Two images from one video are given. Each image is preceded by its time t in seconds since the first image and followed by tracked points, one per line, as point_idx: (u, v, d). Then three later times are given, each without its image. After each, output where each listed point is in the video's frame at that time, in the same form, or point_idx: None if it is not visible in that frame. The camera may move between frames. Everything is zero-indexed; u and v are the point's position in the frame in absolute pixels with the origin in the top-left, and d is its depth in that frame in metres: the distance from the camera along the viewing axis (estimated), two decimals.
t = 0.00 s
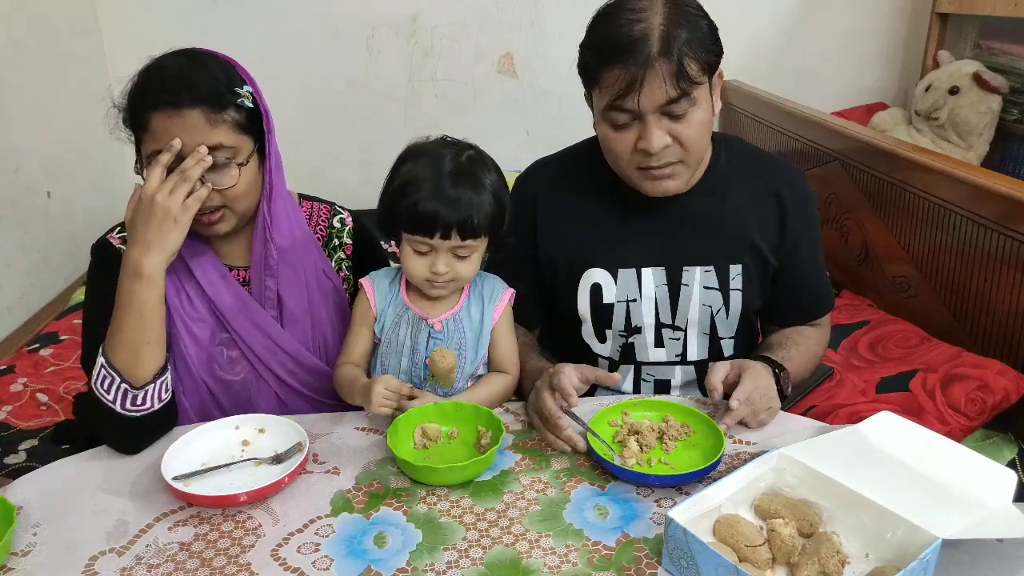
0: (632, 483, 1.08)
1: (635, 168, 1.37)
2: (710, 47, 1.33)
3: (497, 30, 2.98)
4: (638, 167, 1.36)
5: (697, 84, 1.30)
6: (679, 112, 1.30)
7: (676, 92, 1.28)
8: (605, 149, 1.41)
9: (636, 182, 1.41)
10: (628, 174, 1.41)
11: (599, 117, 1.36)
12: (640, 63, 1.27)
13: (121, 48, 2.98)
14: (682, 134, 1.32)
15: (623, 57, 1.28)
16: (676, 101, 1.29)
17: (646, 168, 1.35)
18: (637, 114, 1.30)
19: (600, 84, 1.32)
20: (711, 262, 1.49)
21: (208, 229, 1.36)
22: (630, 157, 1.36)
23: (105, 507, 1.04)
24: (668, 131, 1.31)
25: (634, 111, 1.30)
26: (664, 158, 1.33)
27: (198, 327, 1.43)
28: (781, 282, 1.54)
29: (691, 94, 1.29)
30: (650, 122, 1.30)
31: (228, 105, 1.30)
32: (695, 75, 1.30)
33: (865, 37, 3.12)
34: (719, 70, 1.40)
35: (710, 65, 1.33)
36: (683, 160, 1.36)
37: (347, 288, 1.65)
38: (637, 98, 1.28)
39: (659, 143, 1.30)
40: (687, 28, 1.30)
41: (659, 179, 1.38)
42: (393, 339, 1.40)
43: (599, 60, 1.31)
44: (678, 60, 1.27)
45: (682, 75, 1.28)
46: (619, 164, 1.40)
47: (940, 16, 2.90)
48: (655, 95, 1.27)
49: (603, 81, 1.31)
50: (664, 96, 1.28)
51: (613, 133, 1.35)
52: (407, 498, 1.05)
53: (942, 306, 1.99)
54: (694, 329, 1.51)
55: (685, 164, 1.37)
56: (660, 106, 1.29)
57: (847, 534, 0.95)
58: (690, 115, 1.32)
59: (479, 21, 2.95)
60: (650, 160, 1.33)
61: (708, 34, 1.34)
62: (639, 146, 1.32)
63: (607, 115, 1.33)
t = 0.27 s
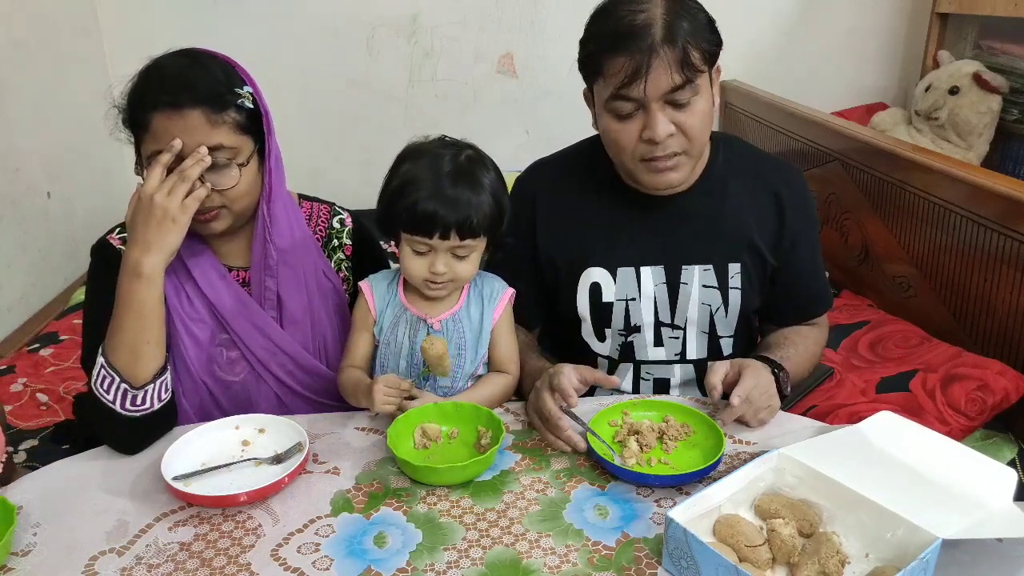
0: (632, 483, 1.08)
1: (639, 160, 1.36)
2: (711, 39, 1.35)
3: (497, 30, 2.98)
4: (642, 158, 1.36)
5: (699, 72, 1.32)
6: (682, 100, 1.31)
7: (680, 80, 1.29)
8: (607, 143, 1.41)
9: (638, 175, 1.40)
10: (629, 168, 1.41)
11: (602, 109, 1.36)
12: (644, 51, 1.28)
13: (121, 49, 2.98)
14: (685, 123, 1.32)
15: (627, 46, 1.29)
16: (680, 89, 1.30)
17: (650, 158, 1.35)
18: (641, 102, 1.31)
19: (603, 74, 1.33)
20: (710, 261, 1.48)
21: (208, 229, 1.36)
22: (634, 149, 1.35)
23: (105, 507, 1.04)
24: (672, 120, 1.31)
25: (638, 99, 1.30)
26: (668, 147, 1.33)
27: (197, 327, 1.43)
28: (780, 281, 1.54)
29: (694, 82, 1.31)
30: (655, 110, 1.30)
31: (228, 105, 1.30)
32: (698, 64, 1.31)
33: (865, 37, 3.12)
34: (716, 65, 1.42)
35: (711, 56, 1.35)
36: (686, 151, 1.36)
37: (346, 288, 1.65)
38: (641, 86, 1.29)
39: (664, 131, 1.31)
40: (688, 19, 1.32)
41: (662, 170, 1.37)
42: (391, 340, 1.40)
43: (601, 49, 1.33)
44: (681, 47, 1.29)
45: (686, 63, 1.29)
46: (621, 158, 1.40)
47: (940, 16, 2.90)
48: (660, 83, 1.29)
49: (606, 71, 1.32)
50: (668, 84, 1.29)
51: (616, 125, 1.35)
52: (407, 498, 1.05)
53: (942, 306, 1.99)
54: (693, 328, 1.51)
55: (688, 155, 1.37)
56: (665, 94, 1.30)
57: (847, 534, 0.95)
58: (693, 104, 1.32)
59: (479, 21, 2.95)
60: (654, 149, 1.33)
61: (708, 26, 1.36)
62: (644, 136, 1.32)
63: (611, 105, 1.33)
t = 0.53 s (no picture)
0: (632, 484, 1.08)
1: (619, 143, 1.38)
2: (699, 28, 1.39)
3: (497, 30, 2.98)
4: (621, 142, 1.38)
5: (680, 59, 1.35)
6: (660, 86, 1.34)
7: (655, 64, 1.33)
8: (594, 129, 1.44)
9: (622, 161, 1.41)
10: (613, 154, 1.42)
11: (588, 95, 1.41)
12: (623, 35, 1.32)
13: (121, 49, 2.98)
14: (664, 108, 1.35)
15: (608, 30, 1.34)
16: (657, 73, 1.33)
17: (629, 142, 1.37)
18: (620, 86, 1.35)
19: (590, 56, 1.38)
20: (710, 262, 1.48)
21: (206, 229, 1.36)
22: (614, 132, 1.38)
23: (105, 507, 1.04)
24: (649, 104, 1.34)
25: (616, 82, 1.35)
26: (645, 130, 1.35)
27: (196, 326, 1.43)
28: (780, 281, 1.54)
29: (673, 67, 1.34)
30: (632, 94, 1.34)
31: (226, 105, 1.30)
32: (677, 51, 1.35)
33: (865, 38, 3.12)
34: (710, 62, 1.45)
35: (697, 45, 1.39)
36: (666, 138, 1.37)
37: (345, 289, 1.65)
38: (618, 69, 1.33)
39: (640, 115, 1.33)
40: (674, 10, 1.36)
41: (643, 156, 1.38)
42: (391, 341, 1.40)
43: (590, 34, 1.38)
44: (659, 34, 1.33)
45: (663, 49, 1.33)
46: (605, 143, 1.42)
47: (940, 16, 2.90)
48: (636, 66, 1.32)
49: (592, 53, 1.37)
50: (644, 67, 1.32)
51: (598, 109, 1.39)
52: (407, 498, 1.05)
53: (942, 306, 1.99)
54: (694, 329, 1.51)
55: (671, 142, 1.38)
56: (641, 77, 1.33)
57: (847, 534, 0.95)
58: (674, 91, 1.35)
59: (479, 21, 2.95)
60: (632, 133, 1.35)
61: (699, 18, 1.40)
62: (621, 119, 1.35)
63: (594, 87, 1.38)
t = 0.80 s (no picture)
0: (633, 484, 1.08)
1: (615, 135, 1.39)
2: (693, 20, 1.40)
3: (497, 30, 2.98)
4: (617, 134, 1.38)
5: (674, 49, 1.36)
6: (654, 74, 1.35)
7: (648, 52, 1.34)
8: (591, 125, 1.45)
9: (618, 155, 1.41)
10: (610, 148, 1.43)
11: (586, 91, 1.43)
12: (617, 25, 1.34)
13: (122, 49, 2.98)
14: (658, 97, 1.35)
15: (602, 20, 1.36)
16: (650, 61, 1.35)
17: (624, 132, 1.37)
18: (614, 75, 1.36)
19: (586, 47, 1.40)
20: (711, 261, 1.48)
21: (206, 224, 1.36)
22: (609, 124, 1.39)
23: (105, 507, 1.04)
24: (643, 93, 1.35)
25: (611, 72, 1.36)
26: (640, 119, 1.35)
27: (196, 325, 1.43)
28: (780, 281, 1.54)
29: (666, 55, 1.35)
30: (627, 83, 1.35)
31: (229, 101, 1.30)
32: (671, 40, 1.36)
33: (865, 38, 3.12)
34: (706, 59, 1.46)
35: (692, 37, 1.40)
36: (660, 127, 1.37)
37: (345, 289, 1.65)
38: (610, 57, 1.35)
39: (634, 103, 1.34)
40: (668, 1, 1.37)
41: (639, 147, 1.37)
42: (390, 342, 1.40)
43: (585, 28, 1.40)
44: (653, 24, 1.34)
45: (657, 38, 1.34)
46: (601, 137, 1.43)
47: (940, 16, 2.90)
48: (629, 54, 1.34)
49: (587, 44, 1.39)
50: (638, 55, 1.34)
51: (593, 101, 1.40)
52: (407, 498, 1.05)
53: (942, 306, 1.99)
54: (694, 328, 1.51)
55: (665, 133, 1.38)
56: (635, 65, 1.35)
57: (847, 534, 0.95)
58: (669, 79, 1.36)
59: (479, 21, 2.95)
60: (627, 123, 1.36)
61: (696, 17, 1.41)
62: (616, 109, 1.36)
63: (590, 79, 1.40)
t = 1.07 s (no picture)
0: (632, 484, 1.08)
1: (616, 134, 1.39)
2: (692, 17, 1.40)
3: (497, 30, 2.98)
4: (618, 132, 1.38)
5: (673, 46, 1.36)
6: (654, 72, 1.35)
7: (648, 49, 1.34)
8: (592, 125, 1.45)
9: (618, 153, 1.41)
10: (611, 147, 1.43)
11: (586, 91, 1.43)
12: (616, 23, 1.34)
13: (122, 49, 2.97)
14: (658, 95, 1.35)
15: (602, 19, 1.36)
16: (650, 58, 1.35)
17: (624, 131, 1.37)
18: (614, 73, 1.37)
19: (586, 46, 1.40)
20: (710, 260, 1.48)
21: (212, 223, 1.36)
22: (610, 123, 1.39)
23: (105, 507, 1.04)
24: (644, 91, 1.35)
25: (611, 70, 1.36)
26: (640, 117, 1.35)
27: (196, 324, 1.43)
28: (779, 280, 1.54)
29: (666, 53, 1.35)
30: (627, 80, 1.35)
31: (238, 101, 1.30)
32: (671, 37, 1.36)
33: (865, 37, 3.12)
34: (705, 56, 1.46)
35: (692, 35, 1.40)
36: (659, 125, 1.37)
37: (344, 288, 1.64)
38: (610, 56, 1.35)
39: (634, 101, 1.34)
40: None
41: (640, 145, 1.37)
42: (389, 343, 1.40)
43: (585, 27, 1.41)
44: (652, 22, 1.34)
45: (657, 35, 1.34)
46: (602, 136, 1.43)
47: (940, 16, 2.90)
48: (628, 52, 1.34)
49: (588, 43, 1.39)
50: (638, 53, 1.34)
51: (593, 99, 1.41)
52: (407, 498, 1.05)
53: (942, 306, 1.99)
54: (694, 326, 1.50)
55: (665, 131, 1.38)
56: (635, 63, 1.35)
57: (846, 534, 0.95)
58: (669, 77, 1.36)
59: (479, 21, 2.95)
60: (627, 121, 1.36)
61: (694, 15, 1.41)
62: (617, 107, 1.36)
63: (590, 77, 1.40)
